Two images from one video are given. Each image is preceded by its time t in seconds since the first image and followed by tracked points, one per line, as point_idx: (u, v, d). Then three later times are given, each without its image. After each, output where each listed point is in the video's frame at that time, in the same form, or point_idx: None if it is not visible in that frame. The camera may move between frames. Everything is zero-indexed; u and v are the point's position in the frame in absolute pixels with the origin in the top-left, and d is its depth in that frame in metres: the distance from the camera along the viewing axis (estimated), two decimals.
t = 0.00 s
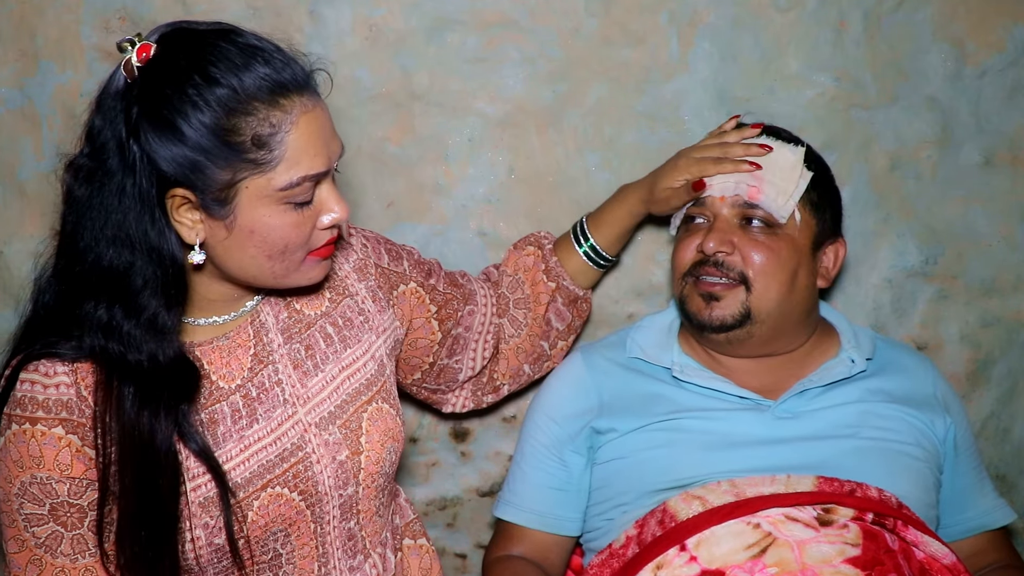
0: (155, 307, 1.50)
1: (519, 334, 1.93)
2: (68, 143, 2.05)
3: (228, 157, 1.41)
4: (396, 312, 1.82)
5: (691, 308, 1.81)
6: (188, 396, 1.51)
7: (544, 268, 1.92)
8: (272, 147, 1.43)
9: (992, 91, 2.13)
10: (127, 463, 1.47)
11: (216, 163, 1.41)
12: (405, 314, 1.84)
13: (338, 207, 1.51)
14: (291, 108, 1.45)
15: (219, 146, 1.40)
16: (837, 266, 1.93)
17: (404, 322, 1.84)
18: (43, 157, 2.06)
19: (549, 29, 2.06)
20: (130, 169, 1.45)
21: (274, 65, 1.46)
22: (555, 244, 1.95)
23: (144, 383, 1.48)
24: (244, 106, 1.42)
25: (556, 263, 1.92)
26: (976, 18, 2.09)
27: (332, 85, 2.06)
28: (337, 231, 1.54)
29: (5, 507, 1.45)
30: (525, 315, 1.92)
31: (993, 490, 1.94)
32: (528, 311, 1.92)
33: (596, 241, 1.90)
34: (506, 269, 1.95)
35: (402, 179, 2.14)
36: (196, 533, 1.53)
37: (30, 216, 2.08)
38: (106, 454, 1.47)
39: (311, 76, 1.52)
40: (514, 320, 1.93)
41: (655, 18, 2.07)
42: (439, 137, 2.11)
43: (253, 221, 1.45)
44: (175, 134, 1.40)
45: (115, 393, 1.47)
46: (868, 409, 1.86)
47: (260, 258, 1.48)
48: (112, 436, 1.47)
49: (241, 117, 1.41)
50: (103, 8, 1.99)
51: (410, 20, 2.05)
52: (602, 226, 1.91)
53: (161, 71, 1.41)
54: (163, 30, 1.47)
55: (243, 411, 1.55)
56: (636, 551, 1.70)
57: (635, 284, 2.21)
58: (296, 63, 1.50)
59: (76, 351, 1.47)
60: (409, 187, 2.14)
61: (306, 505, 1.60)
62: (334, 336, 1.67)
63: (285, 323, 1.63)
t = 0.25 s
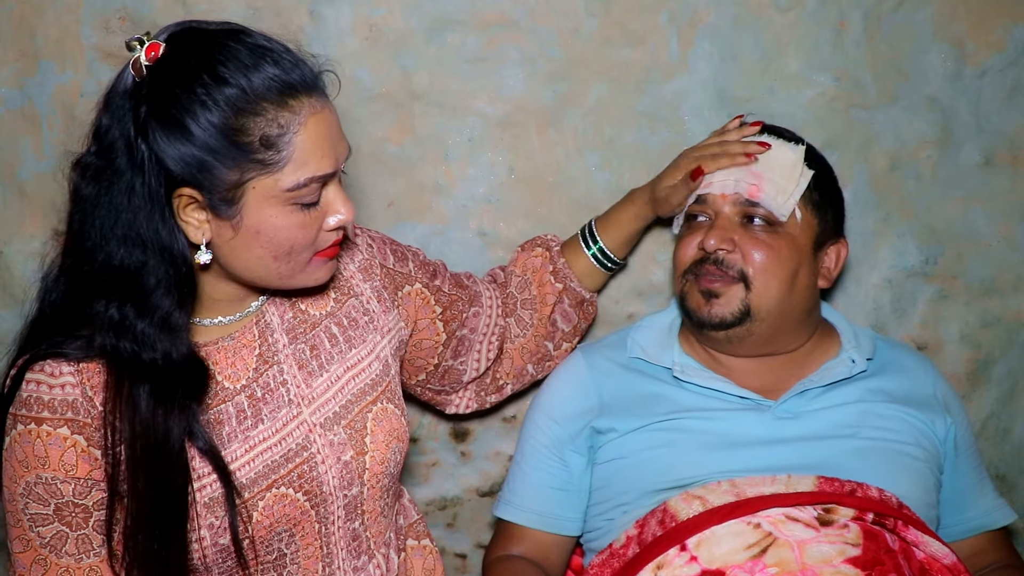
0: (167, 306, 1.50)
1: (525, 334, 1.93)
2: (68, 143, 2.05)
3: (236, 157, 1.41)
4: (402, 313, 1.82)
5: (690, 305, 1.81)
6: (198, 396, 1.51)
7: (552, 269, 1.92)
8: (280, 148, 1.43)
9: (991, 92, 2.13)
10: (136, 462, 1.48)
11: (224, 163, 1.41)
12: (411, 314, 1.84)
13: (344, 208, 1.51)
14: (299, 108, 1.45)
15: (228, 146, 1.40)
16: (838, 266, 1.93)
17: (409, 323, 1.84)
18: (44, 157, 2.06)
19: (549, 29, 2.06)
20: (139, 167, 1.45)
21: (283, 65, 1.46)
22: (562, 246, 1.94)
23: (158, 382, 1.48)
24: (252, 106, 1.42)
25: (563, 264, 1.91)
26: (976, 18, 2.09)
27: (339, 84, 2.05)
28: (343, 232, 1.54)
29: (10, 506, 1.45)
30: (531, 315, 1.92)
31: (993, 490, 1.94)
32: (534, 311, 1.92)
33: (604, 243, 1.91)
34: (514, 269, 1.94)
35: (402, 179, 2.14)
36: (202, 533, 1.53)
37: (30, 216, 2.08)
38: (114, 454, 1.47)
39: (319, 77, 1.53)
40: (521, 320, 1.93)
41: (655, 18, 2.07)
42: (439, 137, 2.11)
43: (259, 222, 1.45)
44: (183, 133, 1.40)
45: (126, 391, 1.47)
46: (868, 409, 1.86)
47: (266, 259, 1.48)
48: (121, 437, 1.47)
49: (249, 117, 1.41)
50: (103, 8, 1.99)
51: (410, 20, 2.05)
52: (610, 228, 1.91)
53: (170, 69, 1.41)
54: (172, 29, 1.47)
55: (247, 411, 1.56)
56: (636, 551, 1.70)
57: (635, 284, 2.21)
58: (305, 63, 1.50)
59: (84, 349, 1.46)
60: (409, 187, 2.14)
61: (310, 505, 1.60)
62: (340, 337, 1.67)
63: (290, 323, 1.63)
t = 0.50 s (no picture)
0: (158, 302, 1.50)
1: (521, 336, 1.93)
2: (67, 143, 2.05)
3: (226, 154, 1.41)
4: (402, 316, 1.82)
5: (688, 308, 1.81)
6: (190, 393, 1.51)
7: (547, 271, 1.92)
8: (270, 146, 1.42)
9: (991, 91, 2.13)
10: (129, 460, 1.47)
11: (214, 160, 1.41)
12: (411, 317, 1.84)
13: (338, 208, 1.50)
14: (292, 107, 1.45)
15: (218, 143, 1.40)
16: (836, 265, 1.93)
17: (410, 325, 1.84)
18: (43, 157, 2.06)
19: (549, 29, 2.06)
20: (131, 163, 1.45)
21: (277, 64, 1.47)
22: (559, 249, 1.95)
23: (147, 378, 1.48)
24: (244, 104, 1.42)
25: (558, 266, 1.92)
26: (976, 18, 2.09)
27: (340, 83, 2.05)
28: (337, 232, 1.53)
29: (8, 505, 1.45)
30: (528, 317, 1.92)
31: (993, 490, 1.94)
32: (530, 312, 1.92)
33: (601, 247, 1.91)
34: (511, 272, 1.95)
35: (402, 179, 2.14)
36: (200, 534, 1.53)
37: (29, 216, 2.08)
38: (109, 453, 1.47)
39: (315, 77, 1.53)
40: (517, 322, 1.93)
41: (655, 18, 2.07)
42: (439, 137, 2.11)
43: (251, 220, 1.45)
44: (174, 130, 1.40)
45: (115, 389, 1.46)
46: (867, 409, 1.86)
47: (257, 258, 1.48)
48: (115, 434, 1.47)
49: (240, 114, 1.41)
50: (103, 8, 1.99)
51: (410, 20, 2.05)
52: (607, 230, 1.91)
53: (164, 67, 1.41)
54: (169, 28, 1.47)
55: (246, 412, 1.56)
56: (635, 551, 1.70)
57: (635, 284, 2.21)
58: (300, 62, 1.50)
59: (82, 349, 1.47)
60: (409, 187, 2.14)
61: (309, 507, 1.60)
62: (339, 338, 1.67)
63: (290, 324, 1.63)
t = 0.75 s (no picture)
0: (157, 299, 1.51)
1: (524, 336, 1.93)
2: (68, 143, 2.05)
3: (227, 149, 1.41)
4: (406, 316, 1.82)
5: (687, 308, 1.81)
6: (190, 391, 1.50)
7: (550, 271, 1.91)
8: (273, 142, 1.42)
9: (991, 92, 2.13)
10: (128, 458, 1.47)
11: (215, 155, 1.41)
12: (415, 318, 1.85)
13: (340, 204, 1.50)
14: (294, 103, 1.45)
15: (221, 139, 1.41)
16: (835, 265, 1.93)
17: (413, 326, 1.85)
18: (44, 157, 2.06)
19: (549, 29, 2.06)
20: (133, 161, 1.45)
21: (280, 60, 1.46)
22: (562, 250, 1.94)
23: (145, 375, 1.48)
24: (247, 100, 1.42)
25: (562, 266, 1.91)
26: (976, 18, 2.09)
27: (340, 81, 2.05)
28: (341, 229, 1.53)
29: (12, 504, 1.45)
30: (531, 317, 1.92)
31: (993, 490, 1.94)
32: (533, 313, 1.92)
33: (605, 247, 1.90)
34: (515, 272, 1.94)
35: (402, 179, 2.14)
36: (204, 533, 1.54)
37: (30, 216, 2.08)
38: (109, 450, 1.47)
39: (318, 75, 1.53)
40: (520, 322, 1.93)
41: (655, 18, 2.07)
42: (439, 137, 2.11)
43: (253, 217, 1.45)
44: (177, 127, 1.40)
45: (117, 386, 1.47)
46: (867, 409, 1.86)
47: (262, 255, 1.48)
48: (115, 429, 1.47)
49: (243, 111, 1.41)
50: (103, 8, 1.99)
51: (410, 20, 2.05)
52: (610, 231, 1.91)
53: (167, 64, 1.42)
54: (172, 26, 1.48)
55: (250, 412, 1.56)
56: (635, 551, 1.70)
57: (635, 284, 2.21)
58: (302, 59, 1.50)
59: (86, 347, 1.47)
60: (409, 187, 2.14)
61: (312, 506, 1.60)
62: (343, 339, 1.68)
63: (294, 324, 1.64)
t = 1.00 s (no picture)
0: (177, 308, 1.51)
1: (527, 339, 1.94)
2: (67, 143, 2.05)
3: (247, 150, 1.42)
4: (408, 317, 1.83)
5: (689, 308, 1.81)
6: (205, 399, 1.51)
7: (553, 276, 1.93)
8: (290, 138, 1.44)
9: (991, 91, 2.13)
10: (140, 463, 1.48)
11: (235, 157, 1.42)
12: (417, 319, 1.85)
13: (355, 194, 1.52)
14: (305, 98, 1.46)
15: (238, 140, 1.41)
16: (837, 265, 1.93)
17: (415, 327, 1.85)
18: (44, 157, 2.06)
19: (549, 29, 2.06)
20: (147, 171, 1.45)
21: (284, 56, 1.47)
22: (565, 255, 1.95)
23: (165, 383, 1.48)
24: (260, 99, 1.43)
25: (565, 271, 1.92)
26: (976, 18, 2.09)
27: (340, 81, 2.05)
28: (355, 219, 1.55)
29: (14, 502, 1.45)
30: (533, 321, 1.93)
31: (993, 490, 1.94)
32: (536, 317, 1.93)
33: (608, 252, 1.91)
34: (518, 276, 1.96)
35: (402, 178, 2.14)
36: (206, 532, 1.53)
37: (30, 216, 2.08)
38: (119, 453, 1.47)
39: (320, 68, 1.53)
40: (522, 326, 1.93)
41: (655, 18, 2.07)
42: (439, 137, 2.11)
43: (275, 214, 1.46)
44: (192, 131, 1.40)
45: (135, 395, 1.47)
46: (868, 409, 1.86)
47: (284, 251, 1.49)
48: (128, 436, 1.47)
49: (257, 110, 1.42)
50: (103, 8, 1.99)
51: (410, 20, 2.05)
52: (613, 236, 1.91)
53: (173, 70, 1.42)
54: (170, 32, 1.47)
55: (253, 410, 1.56)
56: (635, 551, 1.70)
57: (635, 284, 2.21)
58: (305, 53, 1.51)
59: (88, 348, 1.46)
60: (409, 187, 2.14)
61: (314, 505, 1.60)
62: (345, 338, 1.67)
63: (297, 323, 1.64)
